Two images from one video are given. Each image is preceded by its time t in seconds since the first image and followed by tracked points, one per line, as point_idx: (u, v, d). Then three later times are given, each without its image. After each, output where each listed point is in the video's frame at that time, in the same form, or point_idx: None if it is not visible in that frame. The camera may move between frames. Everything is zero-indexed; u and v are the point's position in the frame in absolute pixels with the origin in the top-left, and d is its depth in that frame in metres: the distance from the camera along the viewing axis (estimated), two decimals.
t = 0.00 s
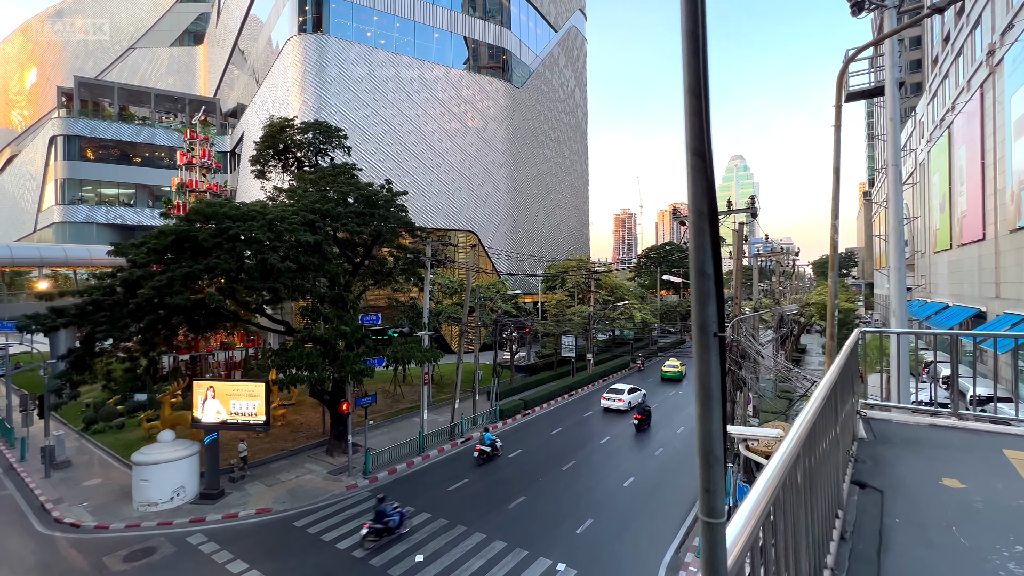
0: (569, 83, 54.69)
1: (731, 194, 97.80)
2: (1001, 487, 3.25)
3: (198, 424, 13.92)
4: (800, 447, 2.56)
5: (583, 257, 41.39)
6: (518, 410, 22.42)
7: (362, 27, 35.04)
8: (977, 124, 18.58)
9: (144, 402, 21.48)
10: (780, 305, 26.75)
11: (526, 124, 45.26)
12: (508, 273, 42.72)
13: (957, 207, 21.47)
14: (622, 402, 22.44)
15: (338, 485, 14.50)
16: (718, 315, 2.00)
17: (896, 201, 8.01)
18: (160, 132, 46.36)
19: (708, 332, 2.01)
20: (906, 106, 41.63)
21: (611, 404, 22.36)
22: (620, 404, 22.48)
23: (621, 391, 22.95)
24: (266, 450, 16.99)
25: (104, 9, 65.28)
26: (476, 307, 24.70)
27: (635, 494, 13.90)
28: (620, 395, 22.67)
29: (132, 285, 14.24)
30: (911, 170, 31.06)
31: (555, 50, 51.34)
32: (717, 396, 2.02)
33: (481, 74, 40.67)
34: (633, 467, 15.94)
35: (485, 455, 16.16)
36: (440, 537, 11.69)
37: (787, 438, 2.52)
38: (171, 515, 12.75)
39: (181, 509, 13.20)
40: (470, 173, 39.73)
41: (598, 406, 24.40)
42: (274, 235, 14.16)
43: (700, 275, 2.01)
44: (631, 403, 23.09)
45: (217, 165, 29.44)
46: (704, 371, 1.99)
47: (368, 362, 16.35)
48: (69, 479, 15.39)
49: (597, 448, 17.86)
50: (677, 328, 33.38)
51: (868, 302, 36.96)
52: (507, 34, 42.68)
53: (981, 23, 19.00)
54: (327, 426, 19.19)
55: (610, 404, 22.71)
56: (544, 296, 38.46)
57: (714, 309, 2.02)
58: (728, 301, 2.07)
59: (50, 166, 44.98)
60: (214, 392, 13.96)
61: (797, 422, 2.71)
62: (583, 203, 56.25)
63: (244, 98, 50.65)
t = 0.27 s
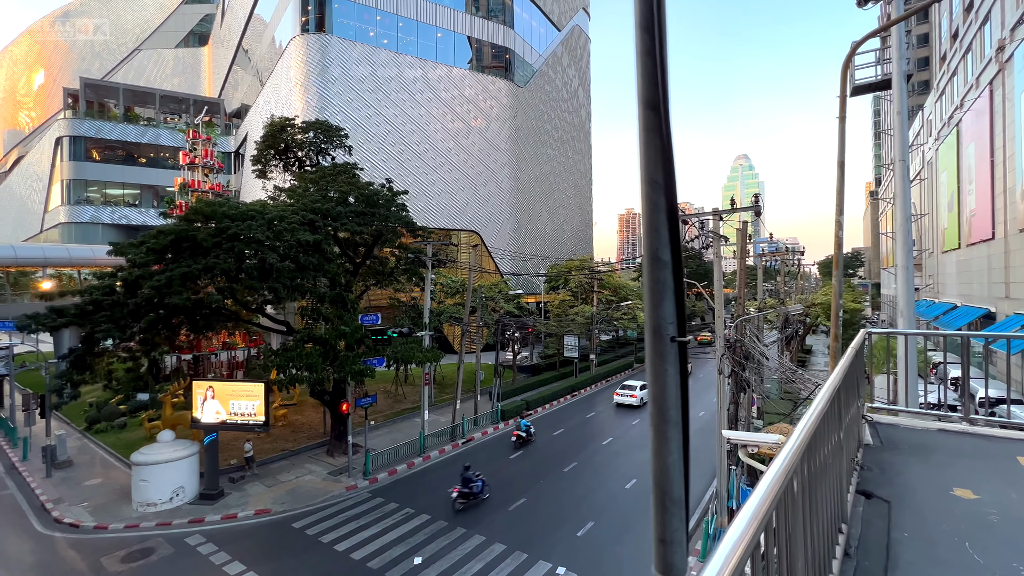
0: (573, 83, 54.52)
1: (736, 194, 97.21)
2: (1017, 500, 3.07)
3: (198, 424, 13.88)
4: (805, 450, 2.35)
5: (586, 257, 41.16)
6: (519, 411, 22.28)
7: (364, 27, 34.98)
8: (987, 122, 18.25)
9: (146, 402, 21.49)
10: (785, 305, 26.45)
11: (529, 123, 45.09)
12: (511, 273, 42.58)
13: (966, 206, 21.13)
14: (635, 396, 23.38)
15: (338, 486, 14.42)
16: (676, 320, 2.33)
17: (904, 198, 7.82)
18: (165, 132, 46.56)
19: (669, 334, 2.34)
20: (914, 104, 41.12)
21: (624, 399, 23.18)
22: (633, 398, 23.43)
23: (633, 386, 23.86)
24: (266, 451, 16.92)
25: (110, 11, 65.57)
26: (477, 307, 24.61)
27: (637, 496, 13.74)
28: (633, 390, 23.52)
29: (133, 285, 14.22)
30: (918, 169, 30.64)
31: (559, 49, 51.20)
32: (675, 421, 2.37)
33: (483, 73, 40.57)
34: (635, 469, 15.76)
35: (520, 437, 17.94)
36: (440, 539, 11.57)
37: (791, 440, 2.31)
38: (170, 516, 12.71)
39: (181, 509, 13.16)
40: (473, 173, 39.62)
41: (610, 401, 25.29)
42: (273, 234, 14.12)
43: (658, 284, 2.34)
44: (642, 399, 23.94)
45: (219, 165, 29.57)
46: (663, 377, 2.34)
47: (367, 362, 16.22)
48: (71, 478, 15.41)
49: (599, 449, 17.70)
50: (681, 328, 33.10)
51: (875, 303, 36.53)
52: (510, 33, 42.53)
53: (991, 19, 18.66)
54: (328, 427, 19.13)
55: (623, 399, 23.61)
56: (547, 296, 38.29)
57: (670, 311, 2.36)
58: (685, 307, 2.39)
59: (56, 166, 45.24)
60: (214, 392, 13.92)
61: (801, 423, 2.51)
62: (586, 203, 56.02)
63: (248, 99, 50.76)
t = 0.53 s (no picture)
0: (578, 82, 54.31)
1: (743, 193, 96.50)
2: None
3: (199, 425, 13.88)
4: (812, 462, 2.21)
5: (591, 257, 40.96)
6: (523, 412, 22.14)
7: (369, 27, 34.98)
8: (1000, 119, 17.87)
9: (151, 401, 21.56)
10: (792, 305, 26.10)
11: (534, 123, 44.93)
12: (516, 273, 42.47)
13: (978, 205, 20.73)
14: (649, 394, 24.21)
15: (339, 487, 14.36)
16: (602, 345, 1.90)
17: (913, 196, 7.59)
18: (173, 134, 46.87)
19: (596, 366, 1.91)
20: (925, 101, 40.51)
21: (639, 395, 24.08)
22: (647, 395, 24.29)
23: (647, 383, 24.82)
24: (268, 451, 16.90)
25: (118, 13, 65.99)
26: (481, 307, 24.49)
27: (640, 500, 13.56)
28: (646, 387, 24.42)
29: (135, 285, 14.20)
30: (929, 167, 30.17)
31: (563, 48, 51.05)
32: (599, 492, 1.96)
33: (488, 72, 40.45)
34: (638, 471, 15.57)
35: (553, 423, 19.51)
36: (441, 542, 11.45)
37: (797, 453, 2.16)
38: (171, 516, 12.69)
39: (182, 509, 13.14)
40: (477, 172, 39.53)
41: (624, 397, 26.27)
42: (273, 234, 14.09)
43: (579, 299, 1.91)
44: (655, 395, 24.82)
45: (223, 165, 29.85)
46: (587, 424, 1.93)
47: (369, 363, 16.15)
48: (75, 477, 15.47)
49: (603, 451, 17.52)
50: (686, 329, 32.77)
51: (884, 303, 36.05)
52: (514, 33, 42.40)
53: (1004, 13, 18.28)
54: (330, 427, 19.09)
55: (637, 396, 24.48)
56: (551, 296, 38.14)
57: (594, 330, 1.93)
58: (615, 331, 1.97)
59: (65, 168, 45.70)
60: (215, 392, 13.89)
61: (808, 434, 2.33)
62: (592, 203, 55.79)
63: (254, 99, 50.99)
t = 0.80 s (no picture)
0: (585, 81, 54.10)
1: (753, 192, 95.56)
2: None
3: (204, 425, 13.92)
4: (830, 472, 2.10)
5: (598, 257, 40.72)
6: (528, 413, 22.00)
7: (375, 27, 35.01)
8: (1017, 115, 17.41)
9: (159, 401, 21.72)
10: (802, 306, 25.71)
11: (540, 122, 44.78)
12: (523, 273, 42.35)
13: (994, 203, 20.24)
14: (664, 391, 24.72)
15: (343, 488, 14.32)
16: (417, 430, 1.79)
17: (930, 193, 7.34)
18: (183, 135, 47.36)
19: (405, 476, 1.76)
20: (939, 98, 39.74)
21: (654, 393, 24.53)
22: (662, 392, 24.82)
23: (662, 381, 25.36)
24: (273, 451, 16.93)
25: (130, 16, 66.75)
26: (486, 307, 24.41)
27: (645, 503, 13.41)
28: (661, 385, 24.87)
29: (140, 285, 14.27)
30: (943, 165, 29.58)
31: (570, 47, 50.89)
32: None
33: (494, 72, 40.35)
34: (644, 474, 15.36)
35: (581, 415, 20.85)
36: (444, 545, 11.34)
37: (815, 461, 2.06)
38: (176, 516, 12.71)
39: (186, 509, 13.16)
40: (483, 172, 39.45)
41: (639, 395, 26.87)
42: (277, 234, 14.10)
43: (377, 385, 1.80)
44: (670, 394, 25.28)
45: (231, 166, 30.12)
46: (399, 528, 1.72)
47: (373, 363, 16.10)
48: (82, 476, 15.58)
49: (609, 454, 17.32)
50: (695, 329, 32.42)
51: (897, 303, 35.48)
52: (521, 32, 42.27)
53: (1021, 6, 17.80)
54: (335, 427, 19.10)
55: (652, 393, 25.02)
56: (558, 296, 37.96)
57: (411, 411, 1.82)
58: (430, 412, 1.86)
59: (78, 169, 46.32)
60: (220, 393, 13.92)
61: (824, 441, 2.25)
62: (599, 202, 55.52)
63: (262, 100, 51.37)
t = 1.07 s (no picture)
0: (593, 79, 53.79)
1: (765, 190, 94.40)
2: None
3: (212, 424, 14.01)
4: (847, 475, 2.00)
5: (607, 257, 40.42)
6: (536, 413, 21.87)
7: (383, 27, 35.09)
8: None
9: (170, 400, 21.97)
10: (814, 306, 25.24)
11: (549, 121, 44.58)
12: (531, 273, 42.19)
13: (1015, 201, 19.66)
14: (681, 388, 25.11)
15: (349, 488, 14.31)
16: None
17: (948, 188, 7.07)
18: (196, 137, 47.96)
19: None
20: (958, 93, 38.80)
21: (671, 390, 25.01)
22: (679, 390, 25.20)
23: (678, 378, 25.95)
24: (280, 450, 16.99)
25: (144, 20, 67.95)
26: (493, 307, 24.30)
27: (653, 506, 13.20)
28: (678, 382, 25.36)
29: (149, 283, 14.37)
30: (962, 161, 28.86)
31: (579, 45, 50.62)
32: None
33: (503, 71, 40.24)
34: (652, 477, 15.14)
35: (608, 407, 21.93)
36: (448, 546, 11.24)
37: (831, 463, 1.96)
38: (183, 514, 12.78)
39: (194, 508, 13.23)
40: (491, 172, 39.36)
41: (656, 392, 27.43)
42: (283, 234, 14.13)
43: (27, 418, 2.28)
44: (687, 390, 25.76)
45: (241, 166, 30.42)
46: None
47: (379, 363, 16.07)
48: (94, 474, 15.76)
49: (617, 455, 17.11)
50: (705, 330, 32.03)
51: (913, 303, 34.72)
52: (529, 31, 42.12)
53: None
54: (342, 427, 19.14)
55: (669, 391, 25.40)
56: (566, 295, 37.75)
57: None
58: None
59: (94, 171, 47.08)
60: (227, 392, 13.99)
61: (842, 442, 2.14)
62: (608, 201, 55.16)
63: (272, 101, 51.76)
